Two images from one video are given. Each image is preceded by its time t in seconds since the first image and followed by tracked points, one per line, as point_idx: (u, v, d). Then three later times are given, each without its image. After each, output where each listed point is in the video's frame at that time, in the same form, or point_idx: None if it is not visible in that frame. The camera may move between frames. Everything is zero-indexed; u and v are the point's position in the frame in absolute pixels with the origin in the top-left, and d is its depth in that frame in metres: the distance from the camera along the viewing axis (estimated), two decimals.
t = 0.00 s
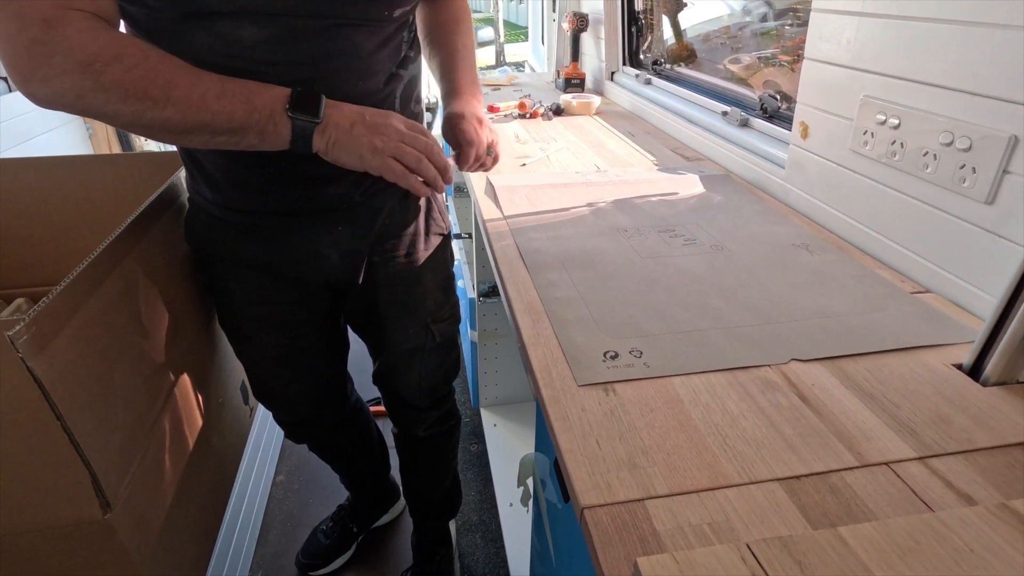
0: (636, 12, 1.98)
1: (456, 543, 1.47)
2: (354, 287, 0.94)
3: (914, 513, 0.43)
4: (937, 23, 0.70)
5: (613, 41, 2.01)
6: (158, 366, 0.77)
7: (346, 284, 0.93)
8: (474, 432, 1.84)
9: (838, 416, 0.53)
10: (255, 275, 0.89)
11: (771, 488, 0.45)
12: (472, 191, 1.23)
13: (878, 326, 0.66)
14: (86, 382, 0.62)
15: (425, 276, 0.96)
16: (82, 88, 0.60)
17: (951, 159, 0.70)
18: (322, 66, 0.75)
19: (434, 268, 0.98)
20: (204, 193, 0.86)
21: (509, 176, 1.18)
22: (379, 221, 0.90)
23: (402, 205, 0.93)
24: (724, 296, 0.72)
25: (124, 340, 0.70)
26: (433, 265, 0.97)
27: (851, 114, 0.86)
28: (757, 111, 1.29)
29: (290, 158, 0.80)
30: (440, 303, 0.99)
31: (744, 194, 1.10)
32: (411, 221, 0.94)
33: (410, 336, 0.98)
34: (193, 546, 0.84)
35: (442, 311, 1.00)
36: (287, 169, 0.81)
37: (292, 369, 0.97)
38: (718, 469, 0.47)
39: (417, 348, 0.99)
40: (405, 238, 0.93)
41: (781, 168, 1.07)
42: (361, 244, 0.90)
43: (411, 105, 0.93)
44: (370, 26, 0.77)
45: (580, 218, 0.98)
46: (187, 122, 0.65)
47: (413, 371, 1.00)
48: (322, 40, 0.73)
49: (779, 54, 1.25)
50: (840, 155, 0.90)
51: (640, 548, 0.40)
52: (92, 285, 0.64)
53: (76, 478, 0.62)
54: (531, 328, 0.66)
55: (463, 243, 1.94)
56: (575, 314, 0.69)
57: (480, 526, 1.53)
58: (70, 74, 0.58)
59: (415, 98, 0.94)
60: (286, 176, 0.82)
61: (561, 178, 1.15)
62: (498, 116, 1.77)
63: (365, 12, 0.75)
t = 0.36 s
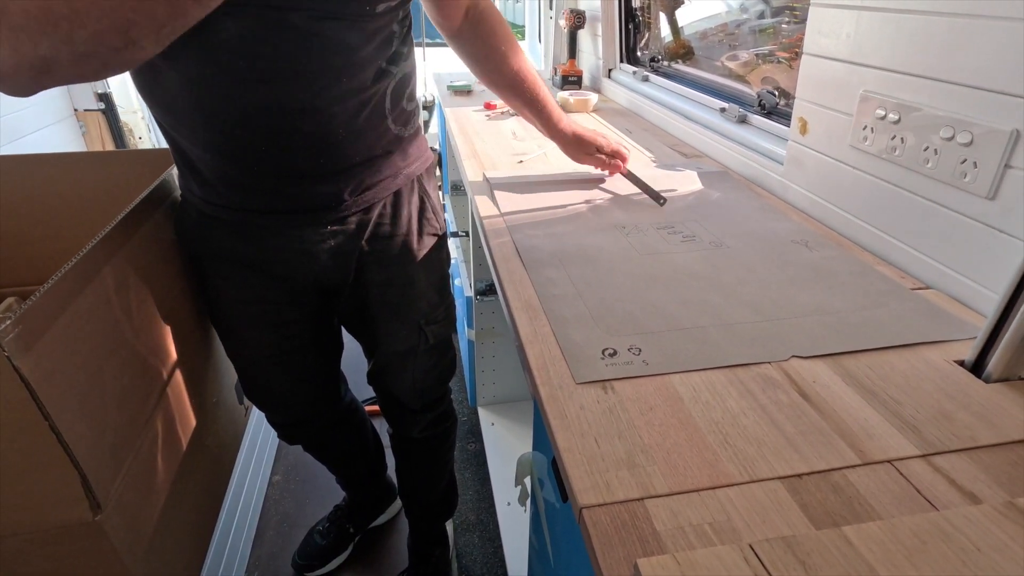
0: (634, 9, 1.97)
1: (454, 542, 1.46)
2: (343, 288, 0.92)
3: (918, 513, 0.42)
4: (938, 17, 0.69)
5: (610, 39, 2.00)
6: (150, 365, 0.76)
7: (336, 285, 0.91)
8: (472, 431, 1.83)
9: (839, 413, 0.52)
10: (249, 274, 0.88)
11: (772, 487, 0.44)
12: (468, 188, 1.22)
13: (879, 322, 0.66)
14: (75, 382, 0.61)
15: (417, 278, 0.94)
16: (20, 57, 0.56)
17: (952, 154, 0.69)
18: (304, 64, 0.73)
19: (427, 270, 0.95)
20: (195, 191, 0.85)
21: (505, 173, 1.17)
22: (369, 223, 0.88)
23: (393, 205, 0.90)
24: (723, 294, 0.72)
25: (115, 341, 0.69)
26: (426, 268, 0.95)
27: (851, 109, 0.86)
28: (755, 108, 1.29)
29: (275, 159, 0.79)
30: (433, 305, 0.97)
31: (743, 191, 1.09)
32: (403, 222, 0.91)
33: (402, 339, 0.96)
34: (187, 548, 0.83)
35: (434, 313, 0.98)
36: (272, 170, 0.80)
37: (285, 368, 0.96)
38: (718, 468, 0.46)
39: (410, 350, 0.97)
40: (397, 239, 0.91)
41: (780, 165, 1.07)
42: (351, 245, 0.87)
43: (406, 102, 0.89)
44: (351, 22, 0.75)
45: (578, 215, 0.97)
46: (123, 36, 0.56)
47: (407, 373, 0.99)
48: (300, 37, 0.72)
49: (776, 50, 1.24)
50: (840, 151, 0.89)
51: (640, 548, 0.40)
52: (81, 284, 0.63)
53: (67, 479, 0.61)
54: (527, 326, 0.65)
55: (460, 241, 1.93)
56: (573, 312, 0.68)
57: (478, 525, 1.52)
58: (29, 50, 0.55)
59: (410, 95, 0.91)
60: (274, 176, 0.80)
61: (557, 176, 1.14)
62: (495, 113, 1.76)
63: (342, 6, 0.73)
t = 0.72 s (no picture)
0: (631, 9, 1.97)
1: (453, 543, 1.46)
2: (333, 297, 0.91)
3: (913, 516, 0.42)
4: (933, 21, 0.70)
5: (607, 39, 2.00)
6: (148, 370, 0.76)
7: (324, 291, 0.90)
8: (470, 431, 1.84)
9: (835, 416, 0.52)
10: (246, 276, 0.88)
11: (769, 490, 0.45)
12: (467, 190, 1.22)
13: (875, 325, 0.66)
14: (74, 387, 0.61)
15: (408, 294, 0.90)
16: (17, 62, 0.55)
17: (946, 158, 0.70)
18: (280, 73, 0.72)
19: (419, 287, 0.91)
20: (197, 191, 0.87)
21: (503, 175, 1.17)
22: (358, 235, 0.85)
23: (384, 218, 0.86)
24: (720, 297, 0.72)
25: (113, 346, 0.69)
26: (418, 284, 0.91)
27: (847, 112, 0.86)
28: (751, 109, 1.29)
29: (261, 164, 0.79)
30: (425, 322, 0.94)
31: (739, 193, 1.09)
32: (395, 235, 0.87)
33: (392, 353, 0.94)
34: (186, 551, 0.83)
35: (426, 331, 0.94)
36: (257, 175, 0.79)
37: (279, 371, 0.97)
38: (715, 472, 0.46)
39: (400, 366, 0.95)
40: (387, 252, 0.87)
41: (776, 166, 1.07)
42: (336, 255, 0.85)
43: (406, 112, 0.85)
44: (330, 32, 0.73)
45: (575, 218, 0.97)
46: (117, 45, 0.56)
47: (399, 389, 0.97)
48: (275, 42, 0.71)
49: (773, 51, 1.24)
50: (836, 153, 0.89)
51: (637, 552, 0.40)
52: (80, 289, 0.64)
53: (64, 484, 0.61)
54: (526, 330, 0.65)
55: (458, 242, 1.93)
56: (571, 316, 0.68)
57: (476, 526, 1.52)
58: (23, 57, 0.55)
59: (412, 104, 0.86)
60: (263, 180, 0.80)
61: (555, 177, 1.15)
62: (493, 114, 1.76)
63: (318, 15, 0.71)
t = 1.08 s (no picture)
0: (631, 13, 1.98)
1: (454, 546, 1.46)
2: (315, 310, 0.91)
3: (914, 520, 0.43)
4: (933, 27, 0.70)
5: (608, 42, 2.00)
6: (151, 373, 0.76)
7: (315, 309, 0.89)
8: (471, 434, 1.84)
9: (837, 420, 0.53)
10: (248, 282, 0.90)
11: (772, 494, 0.45)
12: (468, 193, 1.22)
13: (876, 329, 0.66)
14: (77, 390, 0.61)
15: (384, 320, 0.84)
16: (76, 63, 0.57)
17: (947, 162, 0.70)
18: (249, 113, 0.65)
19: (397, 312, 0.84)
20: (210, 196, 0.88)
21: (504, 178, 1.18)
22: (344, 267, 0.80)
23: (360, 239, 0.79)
24: (722, 300, 0.72)
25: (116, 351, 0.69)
26: (397, 309, 0.83)
27: (848, 116, 0.86)
28: (752, 113, 1.29)
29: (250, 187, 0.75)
30: (406, 349, 0.87)
31: (740, 196, 1.10)
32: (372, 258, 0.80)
33: (373, 374, 0.90)
34: (189, 552, 0.84)
35: (408, 358, 0.87)
36: (244, 189, 0.76)
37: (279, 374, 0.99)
38: (718, 476, 0.47)
39: (383, 390, 0.91)
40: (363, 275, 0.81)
41: (777, 170, 1.07)
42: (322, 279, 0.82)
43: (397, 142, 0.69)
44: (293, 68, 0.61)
45: (577, 221, 0.97)
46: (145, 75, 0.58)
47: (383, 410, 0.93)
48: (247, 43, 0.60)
49: (773, 54, 1.25)
50: (837, 158, 0.90)
51: (641, 556, 0.40)
52: (82, 294, 0.64)
53: (68, 486, 0.61)
54: (528, 333, 0.66)
55: (459, 244, 1.94)
56: (573, 319, 0.68)
57: (477, 528, 1.52)
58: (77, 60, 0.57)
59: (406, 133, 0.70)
60: (254, 203, 0.77)
61: (556, 181, 1.15)
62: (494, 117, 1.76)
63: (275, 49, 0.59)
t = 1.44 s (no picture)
0: (637, 18, 1.98)
1: (457, 549, 1.46)
2: (312, 311, 0.96)
3: (921, 529, 0.42)
4: (940, 34, 0.70)
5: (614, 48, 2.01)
6: (159, 374, 0.77)
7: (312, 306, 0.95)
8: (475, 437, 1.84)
9: (843, 427, 0.53)
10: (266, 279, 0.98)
11: (777, 501, 0.45)
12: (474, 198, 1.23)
13: (882, 335, 0.66)
14: (85, 390, 0.62)
15: (370, 326, 0.88)
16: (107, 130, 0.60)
17: (954, 169, 0.70)
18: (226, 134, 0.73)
19: (382, 319, 0.88)
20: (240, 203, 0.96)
21: (509, 182, 1.18)
22: (328, 270, 0.86)
23: (345, 250, 0.83)
24: (727, 306, 0.72)
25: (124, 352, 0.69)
26: (381, 317, 0.87)
27: (854, 122, 0.86)
28: (758, 118, 1.29)
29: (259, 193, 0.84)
30: (392, 355, 0.90)
31: (745, 202, 1.09)
32: (356, 268, 0.84)
33: (363, 377, 0.94)
34: (193, 554, 0.84)
35: (395, 364, 0.91)
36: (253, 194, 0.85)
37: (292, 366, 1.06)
38: (723, 482, 0.47)
39: (371, 394, 0.95)
40: (348, 283, 0.86)
41: (782, 175, 1.08)
42: (310, 279, 0.88)
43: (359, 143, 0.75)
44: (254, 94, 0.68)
45: (582, 226, 0.97)
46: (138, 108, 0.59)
47: (374, 412, 0.96)
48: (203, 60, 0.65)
49: (779, 61, 1.25)
50: (842, 164, 0.90)
51: (645, 561, 0.40)
52: (93, 295, 0.64)
53: (76, 485, 0.62)
54: (534, 338, 0.66)
55: (464, 248, 1.94)
56: (578, 323, 0.69)
57: (480, 532, 1.52)
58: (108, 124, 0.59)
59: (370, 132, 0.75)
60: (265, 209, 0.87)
61: (561, 185, 1.15)
62: (500, 122, 1.77)
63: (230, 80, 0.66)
